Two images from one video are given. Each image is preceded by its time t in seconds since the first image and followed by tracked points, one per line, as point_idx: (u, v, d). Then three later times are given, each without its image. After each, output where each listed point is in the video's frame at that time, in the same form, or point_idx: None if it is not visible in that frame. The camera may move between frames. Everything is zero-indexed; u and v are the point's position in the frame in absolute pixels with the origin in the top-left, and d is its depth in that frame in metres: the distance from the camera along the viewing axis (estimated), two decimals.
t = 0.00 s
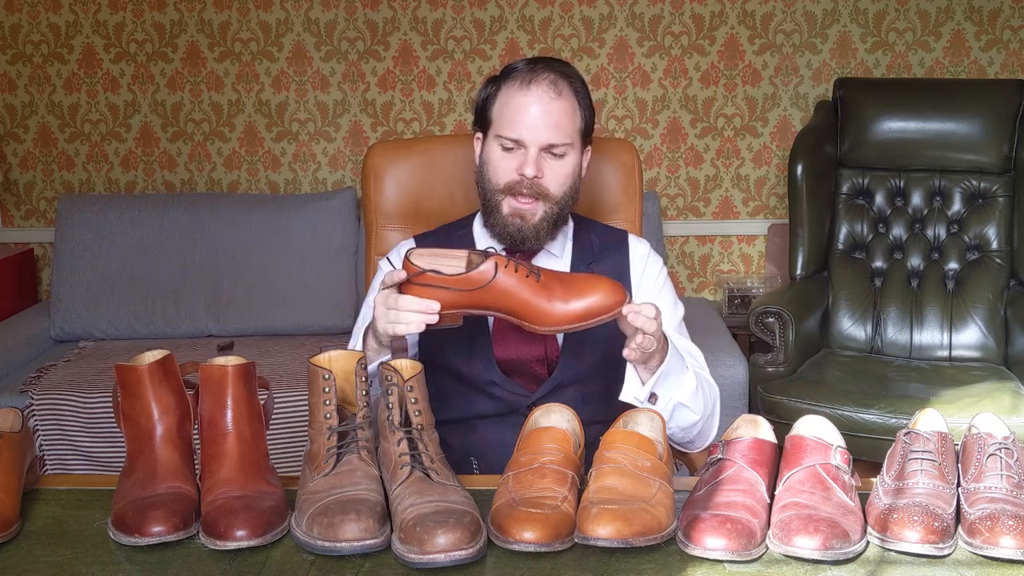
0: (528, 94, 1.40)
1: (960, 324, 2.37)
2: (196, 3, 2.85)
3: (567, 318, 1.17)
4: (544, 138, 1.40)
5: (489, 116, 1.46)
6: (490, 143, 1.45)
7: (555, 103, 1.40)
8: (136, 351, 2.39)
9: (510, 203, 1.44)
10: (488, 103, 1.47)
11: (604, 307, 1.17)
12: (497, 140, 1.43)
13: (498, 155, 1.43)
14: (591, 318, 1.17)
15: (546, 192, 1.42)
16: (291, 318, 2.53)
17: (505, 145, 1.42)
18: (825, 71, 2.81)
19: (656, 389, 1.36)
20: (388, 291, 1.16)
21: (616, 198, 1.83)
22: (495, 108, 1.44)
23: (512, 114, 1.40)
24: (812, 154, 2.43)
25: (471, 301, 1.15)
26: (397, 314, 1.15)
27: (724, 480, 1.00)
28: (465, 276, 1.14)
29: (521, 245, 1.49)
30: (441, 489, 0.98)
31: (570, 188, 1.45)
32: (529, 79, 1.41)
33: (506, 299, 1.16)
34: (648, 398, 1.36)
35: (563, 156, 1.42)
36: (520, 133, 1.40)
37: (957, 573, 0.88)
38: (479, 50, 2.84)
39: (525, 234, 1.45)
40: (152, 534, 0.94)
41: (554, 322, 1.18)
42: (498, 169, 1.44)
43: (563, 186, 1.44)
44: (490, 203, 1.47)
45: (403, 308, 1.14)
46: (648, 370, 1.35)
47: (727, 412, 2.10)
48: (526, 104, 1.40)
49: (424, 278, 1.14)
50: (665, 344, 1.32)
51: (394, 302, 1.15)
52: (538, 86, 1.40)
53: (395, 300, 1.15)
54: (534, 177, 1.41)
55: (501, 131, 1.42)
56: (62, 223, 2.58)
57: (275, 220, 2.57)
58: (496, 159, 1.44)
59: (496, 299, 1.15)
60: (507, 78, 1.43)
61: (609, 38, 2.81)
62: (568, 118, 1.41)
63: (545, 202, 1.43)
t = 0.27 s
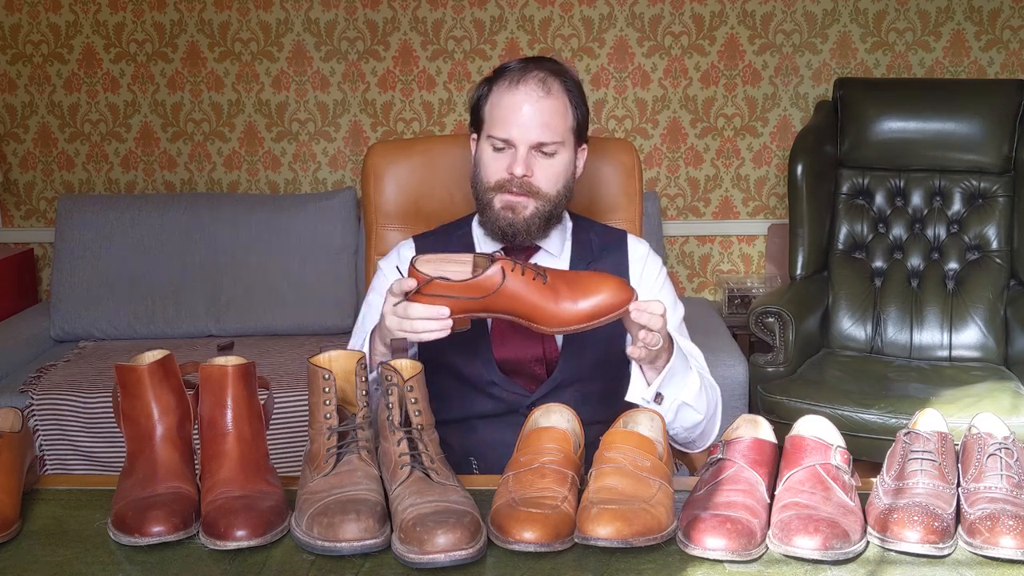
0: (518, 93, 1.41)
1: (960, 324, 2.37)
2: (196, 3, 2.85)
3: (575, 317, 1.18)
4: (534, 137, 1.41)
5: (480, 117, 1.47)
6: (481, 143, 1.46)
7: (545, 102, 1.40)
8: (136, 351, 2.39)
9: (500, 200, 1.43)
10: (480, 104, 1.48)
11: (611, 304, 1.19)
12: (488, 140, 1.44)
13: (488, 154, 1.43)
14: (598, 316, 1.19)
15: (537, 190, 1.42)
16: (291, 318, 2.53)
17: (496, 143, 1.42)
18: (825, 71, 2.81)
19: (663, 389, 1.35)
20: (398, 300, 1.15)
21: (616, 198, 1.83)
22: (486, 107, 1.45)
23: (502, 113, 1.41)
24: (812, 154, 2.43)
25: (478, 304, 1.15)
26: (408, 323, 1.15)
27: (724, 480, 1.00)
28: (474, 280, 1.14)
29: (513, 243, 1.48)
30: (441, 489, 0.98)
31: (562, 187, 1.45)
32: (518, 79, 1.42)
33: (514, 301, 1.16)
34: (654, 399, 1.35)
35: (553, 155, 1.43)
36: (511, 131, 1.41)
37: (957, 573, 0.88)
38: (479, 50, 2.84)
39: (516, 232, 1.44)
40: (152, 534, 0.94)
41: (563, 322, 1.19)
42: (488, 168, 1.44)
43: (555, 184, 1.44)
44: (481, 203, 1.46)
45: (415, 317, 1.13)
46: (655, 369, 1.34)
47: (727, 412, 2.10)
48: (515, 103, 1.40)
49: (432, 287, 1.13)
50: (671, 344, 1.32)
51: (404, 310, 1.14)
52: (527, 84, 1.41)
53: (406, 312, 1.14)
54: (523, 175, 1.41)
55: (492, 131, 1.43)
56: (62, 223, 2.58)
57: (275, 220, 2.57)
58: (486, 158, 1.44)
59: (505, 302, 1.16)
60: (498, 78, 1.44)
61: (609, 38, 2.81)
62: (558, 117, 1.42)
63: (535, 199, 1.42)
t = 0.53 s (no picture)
0: (496, 81, 1.41)
1: (960, 324, 2.37)
2: (196, 3, 2.85)
3: (580, 338, 1.14)
4: (519, 122, 1.41)
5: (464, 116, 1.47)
6: (468, 137, 1.46)
7: (523, 87, 1.40)
8: (136, 351, 2.39)
9: (494, 195, 1.44)
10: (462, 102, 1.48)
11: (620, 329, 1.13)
12: (472, 137, 1.44)
13: (476, 151, 1.44)
14: (606, 340, 1.13)
15: (529, 176, 1.43)
16: (291, 318, 2.53)
17: (482, 136, 1.43)
18: (825, 71, 2.81)
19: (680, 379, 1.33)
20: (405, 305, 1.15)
21: (617, 198, 1.83)
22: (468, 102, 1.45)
23: (483, 107, 1.41)
24: (811, 154, 2.43)
25: (486, 313, 1.14)
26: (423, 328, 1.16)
27: (724, 480, 1.00)
28: (483, 289, 1.13)
29: (513, 236, 1.48)
30: (441, 489, 0.98)
31: (552, 169, 1.45)
32: (494, 70, 1.42)
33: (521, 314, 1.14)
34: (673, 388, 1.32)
35: (539, 139, 1.43)
36: (494, 124, 1.41)
37: (957, 574, 0.88)
38: (479, 50, 2.84)
39: (513, 224, 1.45)
40: (152, 534, 0.94)
41: (568, 341, 1.15)
42: (478, 165, 1.44)
43: (545, 168, 1.44)
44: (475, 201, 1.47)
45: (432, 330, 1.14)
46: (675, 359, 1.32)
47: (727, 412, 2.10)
48: (495, 94, 1.40)
49: (439, 290, 1.13)
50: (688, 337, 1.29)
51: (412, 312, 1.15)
52: (504, 74, 1.41)
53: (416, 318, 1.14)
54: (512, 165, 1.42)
55: (475, 127, 1.43)
56: (62, 223, 2.58)
57: (275, 220, 2.57)
58: (474, 155, 1.45)
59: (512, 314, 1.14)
60: (475, 73, 1.45)
61: (609, 38, 2.81)
62: (539, 99, 1.42)
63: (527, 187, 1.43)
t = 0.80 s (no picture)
0: (500, 81, 1.41)
1: (959, 324, 2.37)
2: (196, 3, 2.85)
3: (596, 358, 1.13)
4: (523, 119, 1.41)
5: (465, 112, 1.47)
6: (469, 134, 1.46)
7: (526, 85, 1.41)
8: (136, 351, 2.39)
9: (499, 189, 1.45)
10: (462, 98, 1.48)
11: (637, 352, 1.13)
12: (475, 131, 1.44)
13: (479, 146, 1.44)
14: (622, 363, 1.13)
15: (535, 172, 1.44)
16: (291, 318, 2.53)
17: (485, 134, 1.43)
18: (825, 71, 2.81)
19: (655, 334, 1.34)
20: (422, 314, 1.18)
21: (616, 198, 1.83)
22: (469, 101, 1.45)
23: (487, 103, 1.42)
24: (811, 154, 2.43)
25: (502, 324, 1.13)
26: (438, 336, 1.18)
27: (724, 480, 1.00)
28: (501, 302, 1.12)
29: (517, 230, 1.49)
30: (441, 489, 0.98)
31: (557, 165, 1.46)
32: (497, 67, 1.41)
33: (537, 329, 1.13)
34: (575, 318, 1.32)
35: (543, 135, 1.43)
36: (498, 120, 1.41)
37: (957, 574, 0.88)
38: (479, 50, 2.84)
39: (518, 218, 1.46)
40: (152, 534, 0.94)
41: (581, 361, 1.14)
42: (481, 159, 1.44)
43: (550, 164, 1.45)
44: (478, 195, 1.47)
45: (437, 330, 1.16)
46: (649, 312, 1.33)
47: (727, 411, 2.10)
48: (499, 91, 1.41)
49: (457, 299, 1.13)
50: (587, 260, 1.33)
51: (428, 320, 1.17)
52: (507, 71, 1.41)
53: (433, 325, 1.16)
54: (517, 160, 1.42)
55: (478, 122, 1.43)
56: (62, 223, 2.58)
57: (275, 220, 2.57)
58: (477, 150, 1.45)
59: (529, 331, 1.13)
60: (477, 70, 1.45)
61: (609, 38, 2.81)
62: (542, 97, 1.42)
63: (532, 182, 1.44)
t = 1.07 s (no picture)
0: (493, 81, 1.41)
1: (960, 324, 2.37)
2: (196, 3, 2.85)
3: (590, 370, 1.14)
4: (516, 119, 1.41)
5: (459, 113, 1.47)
6: (462, 135, 1.46)
7: (520, 85, 1.41)
8: (136, 351, 2.39)
9: (492, 187, 1.44)
10: (456, 100, 1.48)
11: (633, 368, 1.13)
12: (468, 132, 1.44)
13: (472, 146, 1.44)
14: (615, 376, 1.13)
15: (528, 173, 1.43)
16: (291, 318, 2.53)
17: (478, 134, 1.43)
18: (825, 71, 2.81)
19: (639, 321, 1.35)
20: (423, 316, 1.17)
21: (615, 197, 1.83)
22: (462, 102, 1.45)
23: (480, 104, 1.42)
24: (811, 154, 2.43)
25: (500, 330, 1.14)
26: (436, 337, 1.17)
27: (724, 480, 1.00)
28: (501, 308, 1.13)
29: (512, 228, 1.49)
30: (441, 489, 0.98)
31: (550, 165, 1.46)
32: (491, 68, 1.42)
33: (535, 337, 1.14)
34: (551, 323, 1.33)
35: (537, 134, 1.43)
36: (491, 120, 1.41)
37: (957, 574, 0.88)
38: (479, 50, 2.84)
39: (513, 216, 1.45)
40: (152, 534, 0.94)
41: (578, 373, 1.14)
42: (474, 159, 1.44)
43: (543, 165, 1.45)
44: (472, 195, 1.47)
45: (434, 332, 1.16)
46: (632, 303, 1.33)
47: (727, 411, 2.10)
48: (492, 91, 1.41)
49: (457, 302, 1.14)
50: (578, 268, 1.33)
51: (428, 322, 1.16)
52: (500, 72, 1.41)
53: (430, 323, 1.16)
54: (511, 159, 1.42)
55: (472, 122, 1.43)
56: (62, 223, 2.58)
57: (275, 220, 2.57)
58: (470, 150, 1.45)
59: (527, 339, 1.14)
60: (470, 71, 1.45)
61: (609, 38, 2.81)
62: (535, 98, 1.42)
63: (526, 181, 1.44)
